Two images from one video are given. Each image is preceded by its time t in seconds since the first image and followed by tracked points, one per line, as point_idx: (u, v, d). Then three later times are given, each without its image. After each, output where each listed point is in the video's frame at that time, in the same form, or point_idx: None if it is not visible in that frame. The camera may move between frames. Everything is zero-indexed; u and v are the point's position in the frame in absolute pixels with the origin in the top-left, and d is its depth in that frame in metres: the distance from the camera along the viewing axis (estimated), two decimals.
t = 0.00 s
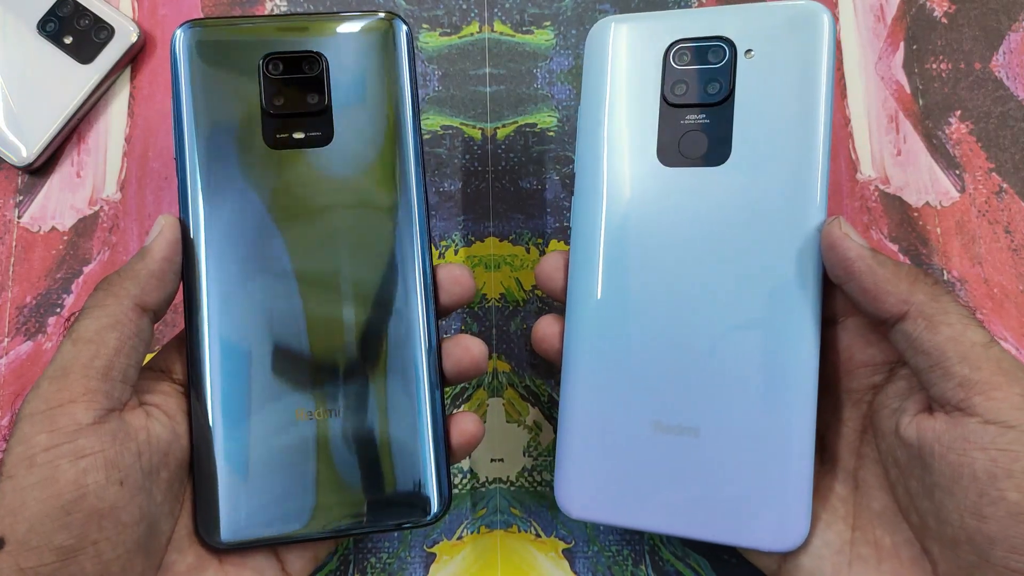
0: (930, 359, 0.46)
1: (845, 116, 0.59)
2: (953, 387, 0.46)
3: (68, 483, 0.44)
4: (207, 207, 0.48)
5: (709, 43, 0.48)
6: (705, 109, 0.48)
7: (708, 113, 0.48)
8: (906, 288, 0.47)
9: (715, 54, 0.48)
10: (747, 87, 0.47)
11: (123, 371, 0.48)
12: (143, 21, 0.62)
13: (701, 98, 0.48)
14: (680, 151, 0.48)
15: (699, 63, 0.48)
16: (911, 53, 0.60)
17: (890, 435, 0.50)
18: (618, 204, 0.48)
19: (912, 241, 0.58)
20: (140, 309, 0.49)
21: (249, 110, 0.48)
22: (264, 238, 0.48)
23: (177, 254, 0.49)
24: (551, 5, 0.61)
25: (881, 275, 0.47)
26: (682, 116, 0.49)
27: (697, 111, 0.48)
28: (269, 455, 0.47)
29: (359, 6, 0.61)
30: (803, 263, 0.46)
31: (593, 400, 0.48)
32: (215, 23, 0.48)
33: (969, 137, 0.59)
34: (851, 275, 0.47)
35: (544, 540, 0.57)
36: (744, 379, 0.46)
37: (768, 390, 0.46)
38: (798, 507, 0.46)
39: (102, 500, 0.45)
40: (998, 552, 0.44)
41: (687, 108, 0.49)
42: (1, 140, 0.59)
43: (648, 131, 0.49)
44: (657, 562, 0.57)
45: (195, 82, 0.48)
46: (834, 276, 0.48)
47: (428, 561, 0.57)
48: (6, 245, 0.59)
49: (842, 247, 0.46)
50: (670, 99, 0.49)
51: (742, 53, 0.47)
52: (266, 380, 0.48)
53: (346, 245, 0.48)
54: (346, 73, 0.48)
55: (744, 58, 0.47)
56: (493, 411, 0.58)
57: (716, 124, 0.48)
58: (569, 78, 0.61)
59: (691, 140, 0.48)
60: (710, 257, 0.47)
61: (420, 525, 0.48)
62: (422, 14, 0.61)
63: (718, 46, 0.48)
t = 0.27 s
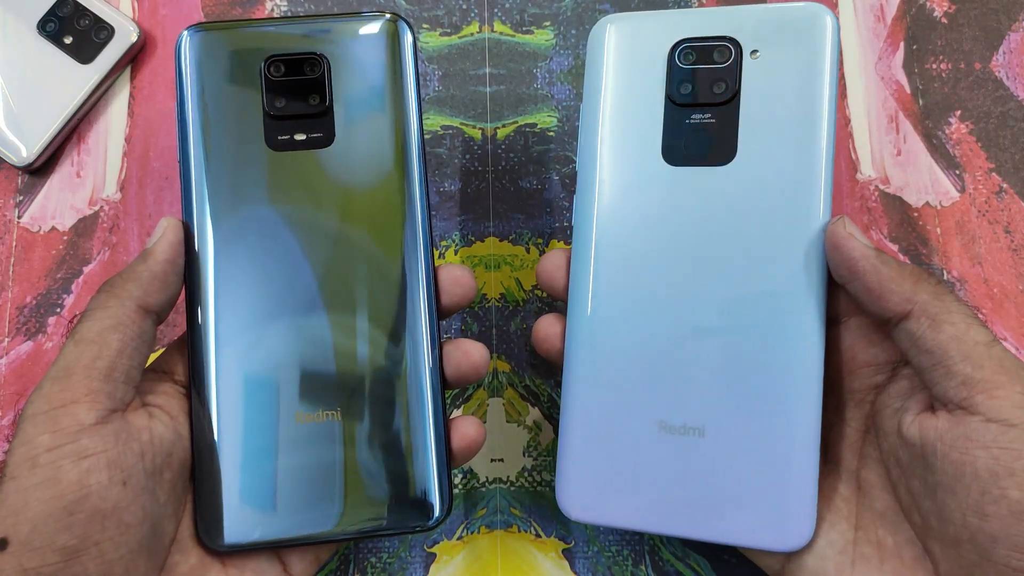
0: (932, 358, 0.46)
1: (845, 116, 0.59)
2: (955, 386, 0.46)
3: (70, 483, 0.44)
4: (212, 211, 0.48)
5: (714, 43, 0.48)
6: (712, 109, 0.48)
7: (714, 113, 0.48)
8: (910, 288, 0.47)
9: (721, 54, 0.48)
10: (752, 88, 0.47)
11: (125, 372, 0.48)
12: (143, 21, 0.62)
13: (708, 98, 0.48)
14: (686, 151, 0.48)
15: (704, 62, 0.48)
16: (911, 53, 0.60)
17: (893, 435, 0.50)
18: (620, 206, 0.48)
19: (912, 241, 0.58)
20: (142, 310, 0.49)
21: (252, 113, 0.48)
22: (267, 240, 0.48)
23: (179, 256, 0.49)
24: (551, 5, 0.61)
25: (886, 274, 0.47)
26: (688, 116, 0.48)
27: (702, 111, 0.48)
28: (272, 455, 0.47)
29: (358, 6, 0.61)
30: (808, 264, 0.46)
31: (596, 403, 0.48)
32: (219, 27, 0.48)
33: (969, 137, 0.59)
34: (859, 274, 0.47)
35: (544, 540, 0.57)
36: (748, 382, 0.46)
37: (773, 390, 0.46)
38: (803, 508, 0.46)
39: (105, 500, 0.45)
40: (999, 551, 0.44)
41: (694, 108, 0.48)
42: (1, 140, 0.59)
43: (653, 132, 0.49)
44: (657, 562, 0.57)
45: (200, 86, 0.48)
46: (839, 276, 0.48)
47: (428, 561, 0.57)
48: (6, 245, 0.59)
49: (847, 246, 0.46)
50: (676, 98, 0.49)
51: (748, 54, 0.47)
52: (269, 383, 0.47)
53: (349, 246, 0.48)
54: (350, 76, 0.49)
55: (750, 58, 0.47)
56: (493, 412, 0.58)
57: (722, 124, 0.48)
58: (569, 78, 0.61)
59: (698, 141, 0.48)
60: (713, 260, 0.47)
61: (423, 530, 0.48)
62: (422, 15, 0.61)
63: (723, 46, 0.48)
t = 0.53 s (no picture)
0: (929, 358, 0.46)
1: (845, 116, 0.59)
2: (952, 385, 0.46)
3: (69, 482, 0.44)
4: (212, 210, 0.48)
5: (713, 46, 0.48)
6: (711, 111, 0.48)
7: (713, 114, 0.48)
8: (907, 288, 0.47)
9: (720, 55, 0.48)
10: (750, 89, 0.47)
11: (125, 371, 0.48)
12: (143, 21, 0.62)
13: (707, 100, 0.48)
14: (686, 151, 0.48)
15: (704, 64, 0.48)
16: (911, 53, 0.60)
17: (888, 436, 0.50)
18: (620, 206, 0.48)
19: (912, 241, 0.58)
20: (142, 310, 0.49)
21: (251, 113, 0.48)
22: (267, 240, 0.48)
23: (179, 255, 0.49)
24: (551, 5, 0.61)
25: (882, 275, 0.47)
26: (686, 117, 0.48)
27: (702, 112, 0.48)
28: (270, 456, 0.47)
29: (358, 6, 0.61)
30: (807, 267, 0.46)
31: (594, 403, 0.48)
32: (220, 28, 0.49)
33: (968, 137, 0.59)
34: (852, 275, 0.47)
35: (544, 540, 0.57)
36: (746, 383, 0.46)
37: (772, 392, 0.46)
38: (802, 509, 0.46)
39: (104, 498, 0.45)
40: (995, 549, 0.44)
41: (693, 109, 0.48)
42: (1, 140, 0.59)
43: (653, 132, 0.48)
44: (657, 562, 0.57)
45: (200, 86, 0.48)
46: (835, 276, 0.48)
47: (428, 561, 0.57)
48: (6, 245, 0.59)
49: (845, 247, 0.46)
50: (676, 99, 0.48)
51: (747, 57, 0.48)
52: (268, 383, 0.48)
53: (348, 246, 0.48)
54: (350, 76, 0.49)
55: (749, 61, 0.48)
56: (493, 411, 0.58)
57: (721, 125, 0.48)
58: (569, 78, 0.61)
59: (697, 141, 0.48)
60: (712, 261, 0.47)
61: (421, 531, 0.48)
62: (422, 15, 0.61)
63: (722, 48, 0.48)
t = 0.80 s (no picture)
0: (929, 358, 0.46)
1: (845, 116, 0.59)
2: (951, 384, 0.46)
3: (72, 482, 0.44)
4: (214, 212, 0.48)
5: (716, 48, 0.48)
6: (713, 113, 0.48)
7: (716, 117, 0.48)
8: (908, 288, 0.47)
9: (722, 58, 0.48)
10: (752, 91, 0.47)
11: (128, 371, 0.48)
12: (143, 21, 0.62)
13: (709, 103, 0.48)
14: (687, 152, 0.48)
15: (705, 66, 0.48)
16: (911, 53, 0.60)
17: (887, 436, 0.50)
18: (621, 207, 0.48)
19: (912, 241, 0.58)
20: (145, 310, 0.49)
21: (253, 116, 0.49)
22: (267, 242, 0.48)
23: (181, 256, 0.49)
24: (551, 6, 0.61)
25: (882, 276, 0.47)
26: (689, 120, 0.48)
27: (703, 115, 0.48)
28: (271, 458, 0.47)
29: (359, 6, 0.61)
30: (809, 267, 0.46)
31: (595, 405, 0.48)
32: (223, 32, 0.49)
33: (968, 137, 0.59)
34: (852, 275, 0.47)
35: (544, 540, 0.57)
36: (747, 384, 0.46)
37: (773, 393, 0.46)
38: (802, 510, 0.46)
39: (107, 498, 0.45)
40: (993, 549, 0.44)
41: (695, 112, 0.48)
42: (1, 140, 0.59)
43: (654, 133, 0.48)
44: (657, 562, 0.57)
45: (202, 89, 0.49)
46: (836, 277, 0.48)
47: (428, 561, 0.57)
48: (6, 245, 0.59)
49: (846, 248, 0.46)
50: (679, 100, 0.48)
51: (749, 60, 0.48)
52: (268, 385, 0.47)
53: (349, 247, 0.48)
54: (351, 79, 0.49)
55: (751, 64, 0.48)
56: (493, 411, 0.58)
57: (722, 127, 0.48)
58: (569, 78, 0.61)
59: (697, 143, 0.48)
60: (713, 262, 0.47)
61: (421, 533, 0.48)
62: (423, 15, 0.61)
63: (725, 51, 0.48)
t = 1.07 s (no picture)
0: (936, 360, 0.46)
1: (845, 116, 0.59)
2: (958, 388, 0.46)
3: (74, 482, 0.44)
4: (216, 209, 0.48)
5: (718, 48, 0.48)
6: (715, 114, 0.48)
7: (718, 117, 0.48)
8: (914, 289, 0.47)
9: (724, 58, 0.48)
10: (759, 89, 0.47)
11: (129, 370, 0.48)
12: (143, 21, 0.62)
13: (710, 103, 0.48)
14: (691, 151, 0.48)
15: (708, 66, 0.48)
16: (911, 53, 0.60)
17: (895, 438, 0.50)
18: (626, 205, 0.48)
19: (912, 241, 0.58)
20: (146, 308, 0.49)
21: (255, 111, 0.48)
22: (270, 240, 0.48)
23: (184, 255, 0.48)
24: (551, 5, 0.61)
25: (888, 277, 0.47)
26: (691, 120, 0.48)
27: (707, 115, 0.48)
28: (275, 456, 0.47)
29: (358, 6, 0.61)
30: (813, 268, 0.46)
31: (599, 403, 0.48)
32: (223, 24, 0.48)
33: (968, 137, 0.59)
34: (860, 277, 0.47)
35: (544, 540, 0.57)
36: (751, 384, 0.46)
37: (776, 393, 0.46)
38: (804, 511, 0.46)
39: (110, 499, 0.45)
40: (1000, 552, 0.44)
41: (696, 112, 0.48)
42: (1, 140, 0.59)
43: (657, 133, 0.48)
44: (657, 562, 0.57)
45: (203, 84, 0.48)
46: (841, 278, 0.48)
47: (428, 561, 0.57)
48: (6, 245, 0.59)
49: (849, 249, 0.46)
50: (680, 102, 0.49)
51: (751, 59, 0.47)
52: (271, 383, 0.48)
53: (353, 246, 0.48)
54: (355, 75, 0.48)
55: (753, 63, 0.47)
56: (493, 411, 0.58)
57: (725, 127, 0.48)
58: (569, 78, 0.61)
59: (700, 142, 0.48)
60: (717, 262, 0.47)
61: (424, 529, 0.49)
62: (422, 14, 0.61)
63: (727, 50, 0.48)
